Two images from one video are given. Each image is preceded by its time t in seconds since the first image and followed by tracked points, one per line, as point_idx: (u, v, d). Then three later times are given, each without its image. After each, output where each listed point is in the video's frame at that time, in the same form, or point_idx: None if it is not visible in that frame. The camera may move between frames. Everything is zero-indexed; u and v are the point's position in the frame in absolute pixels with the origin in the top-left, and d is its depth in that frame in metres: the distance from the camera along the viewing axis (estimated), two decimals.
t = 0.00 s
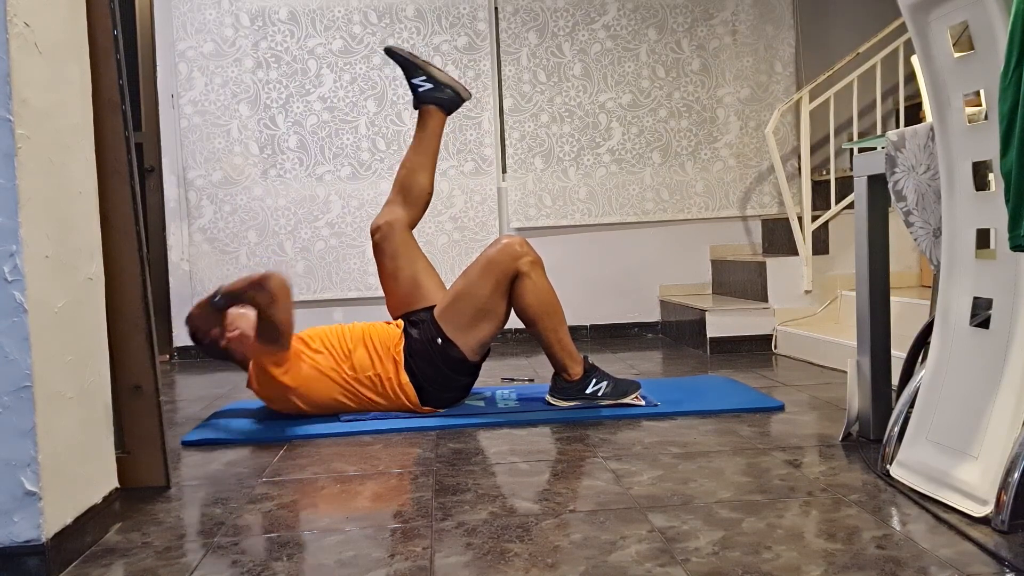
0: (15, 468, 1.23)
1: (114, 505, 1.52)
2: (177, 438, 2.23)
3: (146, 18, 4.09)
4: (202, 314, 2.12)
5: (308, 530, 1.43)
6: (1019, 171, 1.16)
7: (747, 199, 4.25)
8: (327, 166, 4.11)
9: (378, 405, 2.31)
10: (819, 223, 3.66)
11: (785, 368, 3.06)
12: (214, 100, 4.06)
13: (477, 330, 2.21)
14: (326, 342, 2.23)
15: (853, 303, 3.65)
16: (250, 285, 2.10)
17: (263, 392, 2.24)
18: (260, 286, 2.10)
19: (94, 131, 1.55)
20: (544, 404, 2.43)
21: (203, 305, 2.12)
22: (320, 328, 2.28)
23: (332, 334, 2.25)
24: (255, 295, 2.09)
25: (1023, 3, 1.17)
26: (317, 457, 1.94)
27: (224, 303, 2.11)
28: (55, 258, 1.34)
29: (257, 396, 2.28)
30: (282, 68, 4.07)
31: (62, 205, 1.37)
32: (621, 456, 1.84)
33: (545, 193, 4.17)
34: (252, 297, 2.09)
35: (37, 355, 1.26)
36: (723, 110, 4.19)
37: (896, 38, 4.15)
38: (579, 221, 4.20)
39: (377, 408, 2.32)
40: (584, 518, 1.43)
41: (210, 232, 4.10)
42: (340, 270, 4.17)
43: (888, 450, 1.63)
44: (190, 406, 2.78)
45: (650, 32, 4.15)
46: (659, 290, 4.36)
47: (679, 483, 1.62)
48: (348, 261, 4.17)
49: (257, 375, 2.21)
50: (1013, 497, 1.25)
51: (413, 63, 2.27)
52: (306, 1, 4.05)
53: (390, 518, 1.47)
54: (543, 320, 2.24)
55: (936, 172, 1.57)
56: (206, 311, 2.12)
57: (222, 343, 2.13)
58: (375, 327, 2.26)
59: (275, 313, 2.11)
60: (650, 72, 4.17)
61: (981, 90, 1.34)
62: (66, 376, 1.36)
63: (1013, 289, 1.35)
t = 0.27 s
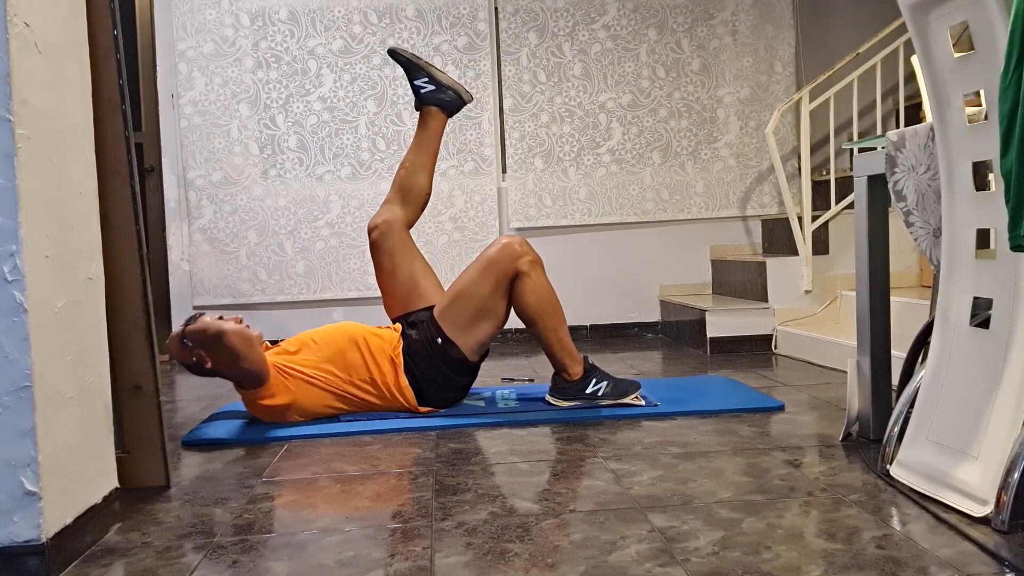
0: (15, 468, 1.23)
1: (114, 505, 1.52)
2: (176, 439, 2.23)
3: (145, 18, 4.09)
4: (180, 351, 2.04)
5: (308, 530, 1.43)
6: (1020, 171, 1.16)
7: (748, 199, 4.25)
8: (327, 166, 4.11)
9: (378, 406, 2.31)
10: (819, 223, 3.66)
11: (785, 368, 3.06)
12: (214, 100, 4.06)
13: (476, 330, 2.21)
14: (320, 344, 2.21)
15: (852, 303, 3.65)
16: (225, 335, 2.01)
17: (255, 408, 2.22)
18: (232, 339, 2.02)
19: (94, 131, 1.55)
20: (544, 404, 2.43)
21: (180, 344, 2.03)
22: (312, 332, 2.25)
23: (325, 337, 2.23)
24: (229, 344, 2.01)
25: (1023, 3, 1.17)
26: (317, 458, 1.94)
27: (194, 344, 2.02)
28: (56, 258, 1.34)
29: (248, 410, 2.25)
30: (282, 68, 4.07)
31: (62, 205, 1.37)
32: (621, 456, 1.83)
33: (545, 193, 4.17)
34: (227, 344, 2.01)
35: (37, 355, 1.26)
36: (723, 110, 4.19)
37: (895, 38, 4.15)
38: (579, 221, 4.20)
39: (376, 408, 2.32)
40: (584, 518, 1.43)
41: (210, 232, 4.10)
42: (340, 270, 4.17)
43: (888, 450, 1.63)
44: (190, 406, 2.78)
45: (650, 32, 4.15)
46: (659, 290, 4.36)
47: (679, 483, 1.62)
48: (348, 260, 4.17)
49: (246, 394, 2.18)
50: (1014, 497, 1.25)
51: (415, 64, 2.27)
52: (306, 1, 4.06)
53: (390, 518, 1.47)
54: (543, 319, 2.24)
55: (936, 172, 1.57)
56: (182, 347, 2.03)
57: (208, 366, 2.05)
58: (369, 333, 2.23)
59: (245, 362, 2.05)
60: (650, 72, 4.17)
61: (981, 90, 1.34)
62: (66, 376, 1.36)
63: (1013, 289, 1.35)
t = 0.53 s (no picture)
0: (16, 468, 1.24)
1: (114, 505, 1.52)
2: (177, 438, 2.23)
3: (146, 18, 4.09)
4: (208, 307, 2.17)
5: (308, 530, 1.43)
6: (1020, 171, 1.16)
7: (747, 199, 4.25)
8: (327, 166, 4.11)
9: (378, 405, 2.31)
10: (819, 223, 3.67)
11: (785, 368, 3.06)
12: (214, 101, 4.06)
13: (476, 330, 2.21)
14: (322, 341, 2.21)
15: (853, 303, 3.66)
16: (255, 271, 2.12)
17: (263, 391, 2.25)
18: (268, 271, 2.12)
19: (94, 131, 1.55)
20: (544, 404, 2.43)
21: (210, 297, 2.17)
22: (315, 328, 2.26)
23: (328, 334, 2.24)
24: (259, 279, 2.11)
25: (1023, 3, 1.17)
26: (318, 457, 1.94)
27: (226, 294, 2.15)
28: (55, 258, 1.34)
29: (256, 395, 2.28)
30: (282, 68, 4.07)
31: (62, 205, 1.37)
32: (621, 456, 1.84)
33: (545, 193, 4.17)
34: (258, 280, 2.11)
35: (37, 355, 1.26)
36: (723, 111, 4.19)
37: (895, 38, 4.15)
38: (579, 221, 4.20)
39: (376, 408, 2.32)
40: (584, 519, 1.43)
41: (210, 232, 4.10)
42: (340, 270, 4.17)
43: (888, 450, 1.63)
44: (190, 406, 2.78)
45: (650, 32, 4.15)
46: (659, 290, 4.36)
47: (679, 483, 1.62)
48: (348, 260, 4.17)
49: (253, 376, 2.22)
50: (1014, 497, 1.25)
51: (411, 67, 2.26)
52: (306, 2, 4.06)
53: (390, 518, 1.47)
54: (543, 319, 2.24)
55: (936, 172, 1.57)
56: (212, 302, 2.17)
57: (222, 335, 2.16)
58: (373, 328, 2.25)
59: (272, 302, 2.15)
60: (650, 72, 4.17)
61: (981, 90, 1.34)
62: (67, 376, 1.36)
63: (1013, 289, 1.35)
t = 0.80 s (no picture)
0: (15, 468, 1.23)
1: (114, 505, 1.52)
2: (177, 438, 2.23)
3: (146, 18, 4.09)
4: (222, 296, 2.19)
5: (308, 530, 1.43)
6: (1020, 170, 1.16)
7: (747, 200, 4.24)
8: (327, 166, 4.11)
9: (378, 404, 2.31)
10: (819, 223, 3.67)
11: (785, 368, 3.06)
12: (214, 101, 4.06)
13: (477, 329, 2.21)
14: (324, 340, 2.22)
15: (853, 303, 3.66)
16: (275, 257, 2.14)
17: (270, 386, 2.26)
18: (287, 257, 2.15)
19: (94, 131, 1.55)
20: (544, 404, 2.43)
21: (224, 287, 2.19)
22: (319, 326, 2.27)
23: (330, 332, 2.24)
24: (279, 264, 2.13)
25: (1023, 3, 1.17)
26: (318, 458, 1.94)
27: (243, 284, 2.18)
28: (55, 257, 1.34)
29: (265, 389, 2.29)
30: (282, 68, 4.07)
31: (62, 204, 1.37)
32: (621, 456, 1.83)
33: (545, 193, 4.17)
34: (276, 266, 2.13)
35: (37, 355, 1.26)
36: (723, 111, 4.19)
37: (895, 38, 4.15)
38: (579, 221, 4.20)
39: (377, 407, 2.32)
40: (584, 519, 1.43)
41: (210, 232, 4.10)
42: (340, 270, 4.17)
43: (888, 450, 1.63)
44: (191, 406, 2.78)
45: (650, 32, 4.15)
46: (659, 290, 4.35)
47: (679, 483, 1.62)
48: (348, 260, 4.17)
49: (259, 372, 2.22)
50: (1014, 497, 1.25)
51: (407, 67, 2.25)
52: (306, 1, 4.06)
53: (390, 518, 1.47)
54: (543, 319, 2.24)
55: (936, 172, 1.57)
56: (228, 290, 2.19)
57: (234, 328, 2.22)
58: (376, 325, 2.26)
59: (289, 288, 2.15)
60: (650, 72, 4.17)
61: (981, 90, 1.34)
62: (66, 376, 1.36)
63: (1013, 289, 1.35)
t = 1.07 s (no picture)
0: (16, 468, 1.23)
1: (114, 505, 1.52)
2: (177, 438, 2.23)
3: (146, 18, 4.09)
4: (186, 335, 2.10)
5: (309, 530, 1.43)
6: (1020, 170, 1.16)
7: (748, 200, 4.24)
8: (327, 166, 4.11)
9: (378, 405, 2.31)
10: (819, 223, 3.67)
11: (786, 368, 3.06)
12: (214, 101, 4.06)
13: (476, 330, 2.21)
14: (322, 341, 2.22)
15: (853, 303, 3.66)
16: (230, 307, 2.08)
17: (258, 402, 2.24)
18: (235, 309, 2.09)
19: (94, 131, 1.55)
20: (544, 404, 2.43)
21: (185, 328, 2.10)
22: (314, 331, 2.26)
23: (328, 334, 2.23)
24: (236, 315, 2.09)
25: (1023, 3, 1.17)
26: (318, 458, 1.94)
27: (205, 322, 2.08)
28: (55, 257, 1.34)
29: (253, 403, 2.29)
30: (282, 68, 4.07)
31: (62, 205, 1.37)
32: (621, 457, 1.84)
33: (545, 193, 4.17)
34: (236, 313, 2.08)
35: (37, 355, 1.26)
36: (723, 111, 4.19)
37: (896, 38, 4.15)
38: (579, 221, 4.20)
39: (376, 408, 2.32)
40: (584, 518, 1.43)
41: (210, 232, 4.10)
42: (340, 270, 4.17)
43: (888, 450, 1.63)
44: (190, 406, 2.78)
45: (650, 32, 4.15)
46: (659, 290, 4.36)
47: (679, 483, 1.62)
48: (348, 260, 4.17)
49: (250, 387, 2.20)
50: (1014, 497, 1.25)
51: (419, 67, 2.27)
52: (306, 1, 4.06)
53: (390, 518, 1.47)
54: (543, 319, 2.24)
55: (936, 172, 1.57)
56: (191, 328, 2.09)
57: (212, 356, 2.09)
58: (372, 330, 2.24)
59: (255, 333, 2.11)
60: (650, 72, 4.17)
61: (981, 90, 1.34)
62: (67, 376, 1.36)
63: (1013, 289, 1.35)
